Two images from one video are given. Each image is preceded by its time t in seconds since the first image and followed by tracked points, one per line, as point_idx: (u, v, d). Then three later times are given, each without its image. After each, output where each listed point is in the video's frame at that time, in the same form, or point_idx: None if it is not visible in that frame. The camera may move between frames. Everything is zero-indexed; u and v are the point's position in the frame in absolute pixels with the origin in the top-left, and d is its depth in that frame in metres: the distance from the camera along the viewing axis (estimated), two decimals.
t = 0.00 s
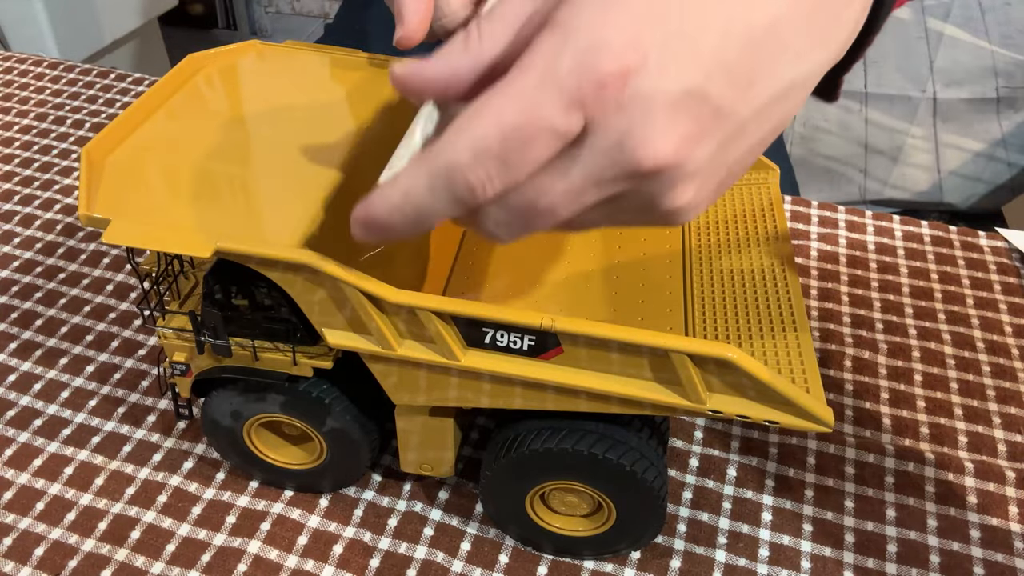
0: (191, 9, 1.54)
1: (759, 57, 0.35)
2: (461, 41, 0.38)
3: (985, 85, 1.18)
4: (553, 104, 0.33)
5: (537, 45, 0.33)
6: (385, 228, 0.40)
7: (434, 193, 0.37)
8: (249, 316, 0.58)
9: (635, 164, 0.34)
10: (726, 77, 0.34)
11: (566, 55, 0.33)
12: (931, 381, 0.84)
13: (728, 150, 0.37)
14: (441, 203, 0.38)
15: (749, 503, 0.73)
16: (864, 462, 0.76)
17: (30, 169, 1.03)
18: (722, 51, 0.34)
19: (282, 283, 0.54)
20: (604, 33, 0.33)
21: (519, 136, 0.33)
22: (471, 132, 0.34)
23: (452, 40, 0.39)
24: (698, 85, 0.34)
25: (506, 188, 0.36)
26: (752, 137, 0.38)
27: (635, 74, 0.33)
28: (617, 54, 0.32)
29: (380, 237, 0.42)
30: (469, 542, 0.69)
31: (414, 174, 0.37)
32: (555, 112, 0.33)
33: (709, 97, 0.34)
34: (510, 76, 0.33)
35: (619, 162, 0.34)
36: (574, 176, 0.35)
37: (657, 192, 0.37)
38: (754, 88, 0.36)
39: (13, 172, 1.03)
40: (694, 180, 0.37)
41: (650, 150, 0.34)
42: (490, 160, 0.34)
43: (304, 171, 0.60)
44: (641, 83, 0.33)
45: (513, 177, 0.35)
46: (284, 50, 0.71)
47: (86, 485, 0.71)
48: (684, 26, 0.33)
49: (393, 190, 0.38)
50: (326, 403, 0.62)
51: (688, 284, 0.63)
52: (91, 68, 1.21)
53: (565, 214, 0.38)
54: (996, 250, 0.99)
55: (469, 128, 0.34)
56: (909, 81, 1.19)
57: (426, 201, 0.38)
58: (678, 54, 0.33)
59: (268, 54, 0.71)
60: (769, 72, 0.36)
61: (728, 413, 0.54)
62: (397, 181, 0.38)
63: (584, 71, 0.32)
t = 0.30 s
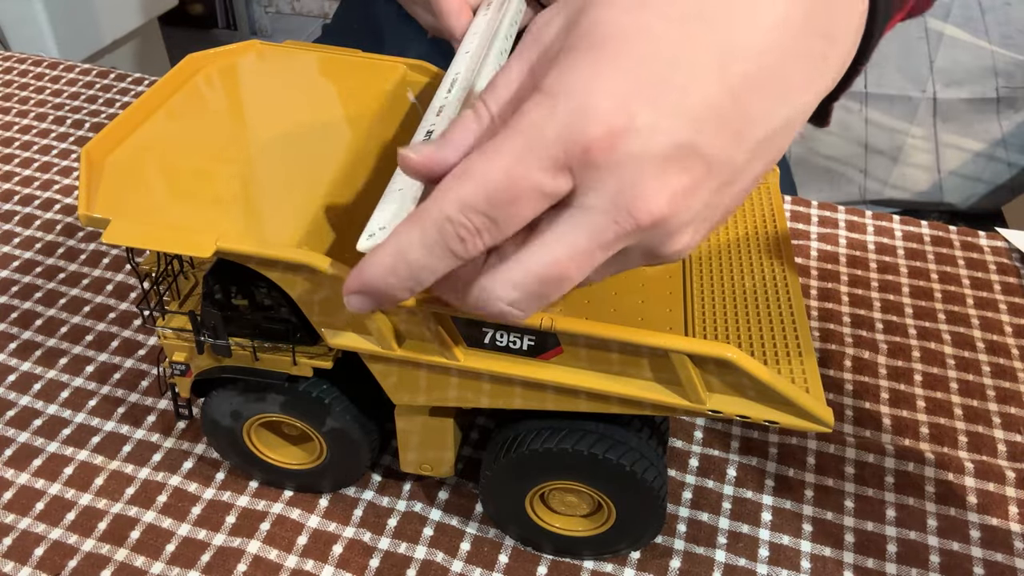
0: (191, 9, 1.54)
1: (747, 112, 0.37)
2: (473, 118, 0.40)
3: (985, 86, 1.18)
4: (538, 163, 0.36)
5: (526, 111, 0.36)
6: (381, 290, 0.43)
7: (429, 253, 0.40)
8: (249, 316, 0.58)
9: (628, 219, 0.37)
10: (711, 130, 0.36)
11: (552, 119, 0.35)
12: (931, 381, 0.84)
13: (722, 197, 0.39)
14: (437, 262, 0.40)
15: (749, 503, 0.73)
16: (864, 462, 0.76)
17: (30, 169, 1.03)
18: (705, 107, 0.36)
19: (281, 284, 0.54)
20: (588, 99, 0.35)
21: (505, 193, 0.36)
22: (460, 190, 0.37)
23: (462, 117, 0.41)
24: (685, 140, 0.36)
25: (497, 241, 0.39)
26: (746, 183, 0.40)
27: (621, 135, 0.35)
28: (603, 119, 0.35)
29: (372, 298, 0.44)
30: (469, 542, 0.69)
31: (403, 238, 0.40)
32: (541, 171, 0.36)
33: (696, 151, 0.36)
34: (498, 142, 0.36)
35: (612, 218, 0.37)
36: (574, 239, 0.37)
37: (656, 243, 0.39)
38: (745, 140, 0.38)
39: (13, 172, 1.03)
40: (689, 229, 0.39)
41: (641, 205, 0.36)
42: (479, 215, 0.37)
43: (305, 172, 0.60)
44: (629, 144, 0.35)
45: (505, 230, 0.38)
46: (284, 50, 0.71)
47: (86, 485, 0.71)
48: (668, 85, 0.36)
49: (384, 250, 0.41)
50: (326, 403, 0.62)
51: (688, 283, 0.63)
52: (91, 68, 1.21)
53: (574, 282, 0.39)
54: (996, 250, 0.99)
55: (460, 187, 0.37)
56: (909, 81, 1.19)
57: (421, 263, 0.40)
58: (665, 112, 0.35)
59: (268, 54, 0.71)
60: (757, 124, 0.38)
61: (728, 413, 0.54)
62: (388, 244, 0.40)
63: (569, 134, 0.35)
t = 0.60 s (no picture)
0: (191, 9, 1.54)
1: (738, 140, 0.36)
2: (467, 163, 0.41)
3: (985, 85, 1.18)
4: (513, 198, 0.36)
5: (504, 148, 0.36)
6: (366, 314, 0.44)
7: (409, 278, 0.40)
8: (249, 316, 0.58)
9: (608, 252, 0.36)
10: (699, 164, 0.36)
11: (527, 159, 0.35)
12: (931, 381, 0.84)
13: (720, 221, 0.38)
14: (417, 287, 0.41)
15: (749, 503, 0.73)
16: (865, 462, 0.76)
17: (30, 169, 1.03)
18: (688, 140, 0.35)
19: (282, 283, 0.54)
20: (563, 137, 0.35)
21: (480, 225, 0.37)
22: (438, 221, 0.38)
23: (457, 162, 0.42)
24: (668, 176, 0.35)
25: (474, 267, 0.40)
26: (743, 209, 0.39)
27: (598, 174, 0.35)
28: (578, 158, 0.34)
29: (361, 322, 0.45)
30: (469, 542, 0.69)
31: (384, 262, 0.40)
32: (517, 206, 0.36)
33: (682, 185, 0.35)
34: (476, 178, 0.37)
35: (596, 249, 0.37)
36: (552, 271, 0.39)
37: (654, 271, 0.38)
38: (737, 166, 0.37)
39: (13, 172, 1.03)
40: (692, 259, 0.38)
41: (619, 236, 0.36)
42: (456, 244, 0.38)
43: (304, 172, 0.60)
44: (608, 182, 0.35)
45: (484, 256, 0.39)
46: (284, 50, 0.71)
47: (86, 485, 0.71)
48: (647, 125, 0.34)
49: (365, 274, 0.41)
50: (326, 403, 0.62)
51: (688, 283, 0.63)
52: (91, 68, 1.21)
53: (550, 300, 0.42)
54: (996, 250, 0.99)
55: (439, 218, 0.38)
56: (909, 81, 1.19)
57: (402, 288, 0.41)
58: (644, 152, 0.34)
59: (268, 54, 0.71)
60: (745, 150, 0.37)
61: (728, 413, 0.54)
62: (374, 264, 0.41)
63: (544, 172, 0.35)
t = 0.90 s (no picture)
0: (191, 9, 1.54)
1: (728, 217, 0.44)
2: (471, 205, 0.47)
3: (985, 85, 1.18)
4: (529, 266, 0.43)
5: (525, 219, 0.43)
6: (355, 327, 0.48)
7: (412, 312, 0.47)
8: (249, 316, 0.58)
9: (607, 312, 0.45)
10: (691, 241, 0.43)
11: (546, 234, 0.42)
12: (931, 381, 0.84)
13: (705, 264, 0.45)
14: (414, 320, 0.47)
15: (749, 503, 0.73)
16: (865, 462, 0.76)
17: (30, 169, 1.03)
18: (687, 223, 0.43)
19: (281, 283, 0.54)
20: (581, 221, 0.41)
21: (489, 285, 0.44)
22: (449, 276, 0.44)
23: (457, 198, 0.47)
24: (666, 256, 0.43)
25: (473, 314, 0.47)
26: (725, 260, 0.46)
27: (612, 255, 0.42)
28: (592, 239, 0.41)
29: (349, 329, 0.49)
30: (469, 542, 0.69)
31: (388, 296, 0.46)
32: (530, 273, 0.43)
33: (683, 264, 0.44)
34: (495, 241, 0.43)
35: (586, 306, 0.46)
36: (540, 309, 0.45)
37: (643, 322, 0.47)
38: (723, 243, 0.45)
39: (12, 172, 1.03)
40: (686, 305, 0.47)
41: (604, 307, 0.45)
42: (464, 295, 0.45)
43: (304, 173, 0.60)
44: (619, 264, 0.42)
45: (476, 304, 0.46)
46: (284, 50, 0.71)
47: (86, 485, 0.71)
48: (652, 210, 0.42)
49: (366, 301, 0.46)
50: (326, 403, 0.62)
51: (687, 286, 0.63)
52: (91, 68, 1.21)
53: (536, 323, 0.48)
54: (996, 249, 0.99)
55: (451, 271, 0.44)
56: (909, 81, 1.20)
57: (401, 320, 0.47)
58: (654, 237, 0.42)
59: (268, 54, 0.71)
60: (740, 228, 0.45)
61: (728, 412, 0.54)
62: (376, 297, 0.46)
63: (559, 247, 0.42)
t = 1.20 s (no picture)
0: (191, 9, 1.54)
1: (717, 233, 0.46)
2: (470, 209, 0.47)
3: (985, 85, 1.18)
4: (540, 288, 0.44)
5: (533, 240, 0.43)
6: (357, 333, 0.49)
7: (420, 331, 0.48)
8: (249, 316, 0.58)
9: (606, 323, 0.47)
10: (684, 257, 0.45)
11: (553, 255, 0.43)
12: (931, 381, 0.84)
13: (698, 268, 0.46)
14: (426, 338, 0.48)
15: (749, 503, 0.73)
16: (865, 462, 0.76)
17: (30, 169, 1.03)
18: (683, 240, 0.44)
19: (281, 283, 0.54)
20: (588, 241, 0.42)
21: (502, 309, 0.45)
22: (461, 302, 0.45)
23: (455, 200, 0.47)
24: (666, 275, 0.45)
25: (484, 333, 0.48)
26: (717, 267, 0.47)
27: (616, 276, 0.43)
28: (599, 259, 0.42)
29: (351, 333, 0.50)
30: (470, 542, 0.69)
31: (401, 316, 0.47)
32: (541, 294, 0.44)
33: (677, 280, 0.46)
34: (505, 266, 0.44)
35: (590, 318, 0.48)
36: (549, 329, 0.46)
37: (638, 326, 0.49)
38: (710, 255, 0.46)
39: (12, 172, 1.03)
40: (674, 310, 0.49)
41: (613, 321, 0.47)
42: (477, 319, 0.46)
43: (304, 173, 0.60)
44: (622, 284, 0.44)
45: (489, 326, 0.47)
46: (284, 50, 0.71)
47: (86, 485, 0.71)
48: (654, 230, 0.43)
49: (377, 320, 0.47)
50: (326, 402, 0.62)
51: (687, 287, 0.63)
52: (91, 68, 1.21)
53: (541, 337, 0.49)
54: (996, 249, 0.99)
55: (464, 297, 0.45)
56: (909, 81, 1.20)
57: (413, 337, 0.48)
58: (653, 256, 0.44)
59: (267, 54, 0.71)
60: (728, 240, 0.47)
61: (728, 412, 0.54)
62: (383, 316, 0.47)
63: (569, 269, 0.43)
